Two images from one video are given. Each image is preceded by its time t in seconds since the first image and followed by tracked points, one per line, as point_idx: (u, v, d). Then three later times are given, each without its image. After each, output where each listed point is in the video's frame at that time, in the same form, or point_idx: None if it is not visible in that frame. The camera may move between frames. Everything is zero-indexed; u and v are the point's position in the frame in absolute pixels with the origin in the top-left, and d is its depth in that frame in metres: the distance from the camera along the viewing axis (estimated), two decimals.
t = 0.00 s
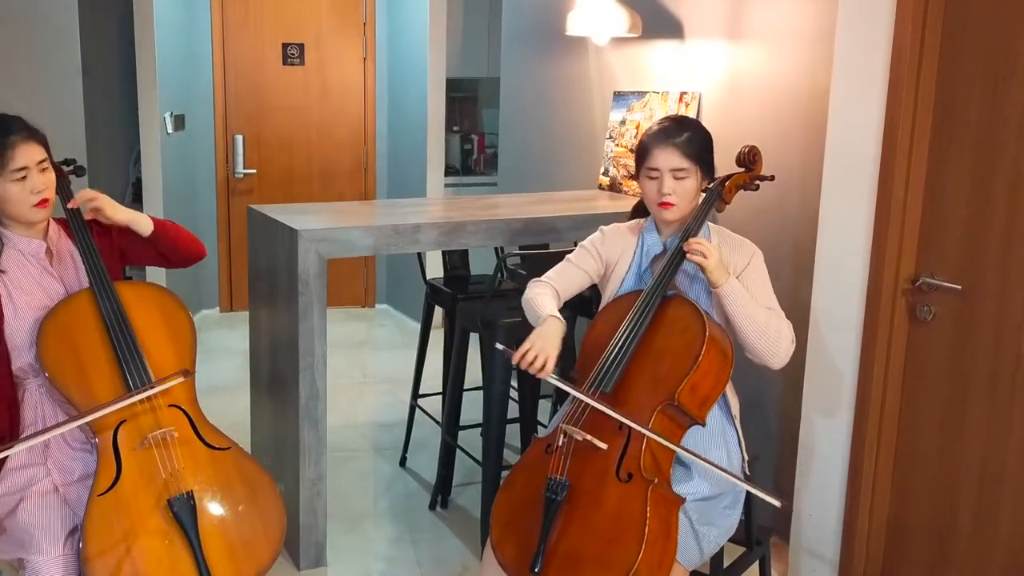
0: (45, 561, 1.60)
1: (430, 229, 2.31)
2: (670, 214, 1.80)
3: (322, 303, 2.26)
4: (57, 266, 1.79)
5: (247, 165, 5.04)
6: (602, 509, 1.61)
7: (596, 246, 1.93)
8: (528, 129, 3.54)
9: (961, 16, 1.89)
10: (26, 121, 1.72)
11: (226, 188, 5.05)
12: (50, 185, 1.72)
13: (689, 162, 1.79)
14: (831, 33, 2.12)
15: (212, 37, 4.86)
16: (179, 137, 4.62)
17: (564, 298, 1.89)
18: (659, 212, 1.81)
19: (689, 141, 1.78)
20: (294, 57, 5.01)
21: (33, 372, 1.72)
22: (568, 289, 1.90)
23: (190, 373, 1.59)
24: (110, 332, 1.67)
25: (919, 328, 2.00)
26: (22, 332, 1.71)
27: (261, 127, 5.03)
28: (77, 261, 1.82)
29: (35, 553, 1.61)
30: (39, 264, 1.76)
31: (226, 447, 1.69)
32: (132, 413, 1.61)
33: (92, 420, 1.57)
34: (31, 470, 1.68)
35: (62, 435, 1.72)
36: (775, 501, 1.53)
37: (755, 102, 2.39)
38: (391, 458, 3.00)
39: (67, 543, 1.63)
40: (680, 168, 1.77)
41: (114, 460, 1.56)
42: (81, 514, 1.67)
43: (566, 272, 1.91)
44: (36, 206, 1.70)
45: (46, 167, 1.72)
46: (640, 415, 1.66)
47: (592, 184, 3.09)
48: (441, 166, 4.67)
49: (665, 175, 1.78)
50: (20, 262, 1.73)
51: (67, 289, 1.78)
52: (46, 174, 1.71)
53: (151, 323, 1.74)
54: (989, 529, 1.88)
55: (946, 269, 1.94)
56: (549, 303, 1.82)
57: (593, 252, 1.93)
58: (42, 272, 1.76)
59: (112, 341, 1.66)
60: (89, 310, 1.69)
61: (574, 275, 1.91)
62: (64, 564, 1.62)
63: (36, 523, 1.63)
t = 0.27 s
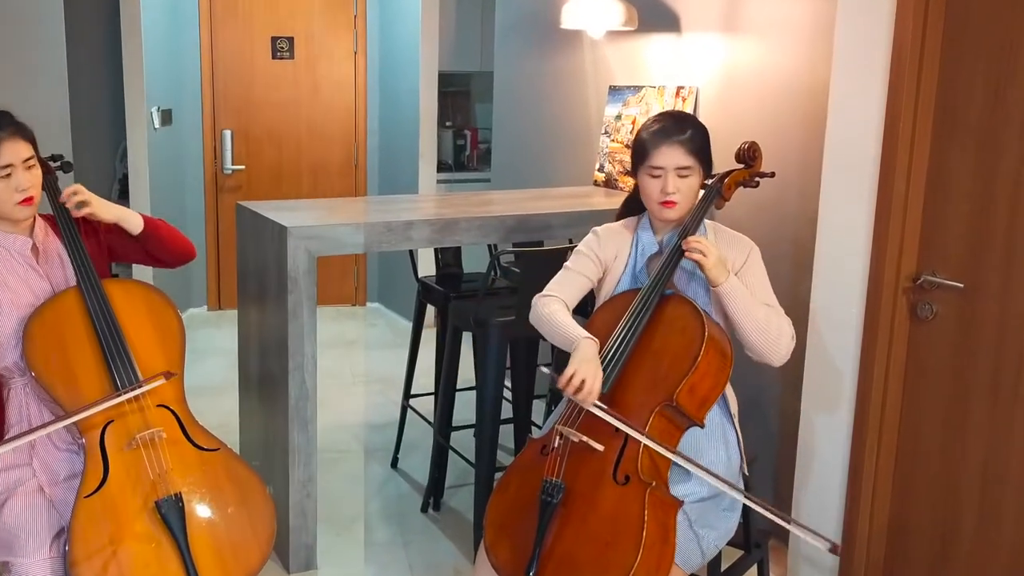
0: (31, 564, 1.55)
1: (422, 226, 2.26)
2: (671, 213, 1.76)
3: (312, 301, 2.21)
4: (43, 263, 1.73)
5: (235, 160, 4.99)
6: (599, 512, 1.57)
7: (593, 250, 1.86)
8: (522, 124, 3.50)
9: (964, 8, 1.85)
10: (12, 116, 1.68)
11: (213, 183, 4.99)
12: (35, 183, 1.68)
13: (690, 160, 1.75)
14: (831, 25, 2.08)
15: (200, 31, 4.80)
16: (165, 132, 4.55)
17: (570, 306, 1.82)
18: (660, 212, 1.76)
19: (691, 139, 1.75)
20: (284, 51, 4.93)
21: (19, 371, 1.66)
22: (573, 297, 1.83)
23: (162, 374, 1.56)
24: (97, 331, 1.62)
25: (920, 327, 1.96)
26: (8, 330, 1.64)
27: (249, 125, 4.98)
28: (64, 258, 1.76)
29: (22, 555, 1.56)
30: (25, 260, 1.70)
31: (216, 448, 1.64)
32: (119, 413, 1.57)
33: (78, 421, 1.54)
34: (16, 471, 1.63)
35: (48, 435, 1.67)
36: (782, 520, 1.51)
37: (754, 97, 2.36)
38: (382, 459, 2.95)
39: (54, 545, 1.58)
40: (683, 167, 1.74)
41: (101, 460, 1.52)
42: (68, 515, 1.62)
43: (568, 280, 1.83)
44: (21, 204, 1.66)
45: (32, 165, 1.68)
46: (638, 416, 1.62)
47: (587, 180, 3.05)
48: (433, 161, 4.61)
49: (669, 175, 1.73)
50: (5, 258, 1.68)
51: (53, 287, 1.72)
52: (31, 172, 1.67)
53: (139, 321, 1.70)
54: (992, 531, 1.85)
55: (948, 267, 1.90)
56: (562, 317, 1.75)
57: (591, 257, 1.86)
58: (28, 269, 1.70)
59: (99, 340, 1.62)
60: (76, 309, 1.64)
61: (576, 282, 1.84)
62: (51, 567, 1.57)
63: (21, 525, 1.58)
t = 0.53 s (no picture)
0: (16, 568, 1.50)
1: (413, 223, 2.22)
2: (671, 213, 1.71)
3: (302, 299, 2.16)
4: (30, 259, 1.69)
5: (224, 156, 4.89)
6: (595, 515, 1.53)
7: (586, 244, 1.82)
8: (516, 120, 3.45)
9: None
10: None
11: (201, 180, 4.91)
12: (14, 185, 1.64)
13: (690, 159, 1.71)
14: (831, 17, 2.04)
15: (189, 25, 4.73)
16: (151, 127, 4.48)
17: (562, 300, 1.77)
18: (659, 212, 1.72)
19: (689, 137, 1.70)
20: (273, 45, 4.84)
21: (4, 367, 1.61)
22: (565, 291, 1.78)
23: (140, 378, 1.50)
24: (85, 329, 1.57)
25: (921, 326, 1.93)
26: None
27: (237, 117, 4.88)
28: (53, 255, 1.72)
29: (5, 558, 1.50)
30: (12, 255, 1.65)
31: (205, 449, 1.60)
32: (107, 412, 1.53)
33: (65, 419, 1.49)
34: None
35: (34, 435, 1.62)
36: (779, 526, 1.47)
37: (753, 91, 2.31)
38: (373, 460, 2.91)
39: (40, 548, 1.53)
40: (682, 166, 1.69)
41: (89, 460, 1.48)
42: (53, 517, 1.58)
43: (561, 274, 1.79)
44: None
45: (12, 165, 1.64)
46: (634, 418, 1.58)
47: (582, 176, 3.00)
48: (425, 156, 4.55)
49: (668, 174, 1.69)
50: None
51: (40, 284, 1.68)
52: (10, 173, 1.63)
53: (128, 319, 1.65)
54: (993, 534, 1.81)
55: (949, 265, 1.87)
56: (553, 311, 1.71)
57: (584, 251, 1.82)
58: (14, 264, 1.65)
59: (88, 339, 1.56)
60: (64, 307, 1.59)
61: (569, 276, 1.80)
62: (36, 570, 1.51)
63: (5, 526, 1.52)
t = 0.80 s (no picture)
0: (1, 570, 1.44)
1: (405, 219, 2.17)
2: (665, 212, 1.68)
3: (291, 298, 2.11)
4: (21, 255, 1.64)
5: (211, 152, 4.82)
6: (588, 517, 1.49)
7: (579, 241, 1.78)
8: (510, 115, 3.41)
9: None
10: None
11: (189, 176, 4.84)
12: (9, 179, 1.60)
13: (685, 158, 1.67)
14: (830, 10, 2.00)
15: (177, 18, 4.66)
16: (134, 122, 4.42)
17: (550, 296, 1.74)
18: (654, 212, 1.69)
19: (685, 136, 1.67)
20: (262, 38, 4.79)
21: None
22: (554, 286, 1.75)
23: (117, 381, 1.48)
24: (75, 326, 1.53)
25: (923, 324, 1.89)
26: None
27: (224, 111, 4.81)
28: (43, 251, 1.67)
29: None
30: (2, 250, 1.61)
31: (196, 451, 1.56)
32: (98, 411, 1.49)
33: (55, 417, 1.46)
34: None
35: (19, 434, 1.57)
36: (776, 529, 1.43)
37: (751, 85, 2.28)
38: (364, 462, 2.86)
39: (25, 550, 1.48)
40: (677, 166, 1.66)
41: (78, 460, 1.44)
42: (39, 520, 1.53)
43: (550, 269, 1.75)
44: None
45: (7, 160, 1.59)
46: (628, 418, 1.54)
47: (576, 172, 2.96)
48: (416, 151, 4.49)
49: (662, 174, 1.66)
50: None
51: (30, 281, 1.63)
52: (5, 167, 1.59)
53: (119, 315, 1.60)
54: (997, 537, 1.78)
55: (952, 263, 1.83)
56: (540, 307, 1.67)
57: (576, 247, 1.78)
58: (4, 259, 1.61)
59: (78, 335, 1.52)
60: (54, 303, 1.54)
61: (559, 272, 1.76)
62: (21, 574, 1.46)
63: None
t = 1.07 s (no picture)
0: None
1: (396, 216, 2.13)
2: (660, 210, 1.64)
3: (280, 296, 2.06)
4: (12, 250, 1.60)
5: (198, 147, 4.76)
6: (582, 520, 1.45)
7: (572, 236, 1.73)
8: (503, 110, 3.36)
9: None
10: None
11: (175, 172, 4.76)
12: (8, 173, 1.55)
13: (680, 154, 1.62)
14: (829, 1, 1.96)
15: (163, 12, 4.59)
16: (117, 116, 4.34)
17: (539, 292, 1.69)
18: (648, 210, 1.64)
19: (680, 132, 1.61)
20: (250, 31, 4.73)
21: None
22: (543, 282, 1.70)
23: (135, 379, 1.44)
24: (67, 323, 1.51)
25: (924, 323, 1.85)
26: None
27: (212, 106, 4.75)
28: (35, 248, 1.63)
29: None
30: None
31: (189, 452, 1.53)
32: (89, 410, 1.47)
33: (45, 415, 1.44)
34: None
35: (6, 437, 1.51)
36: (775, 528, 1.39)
37: (750, 79, 2.24)
38: (354, 463, 2.81)
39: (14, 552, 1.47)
40: (673, 164, 1.61)
41: (69, 458, 1.42)
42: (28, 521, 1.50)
43: (541, 264, 1.70)
44: None
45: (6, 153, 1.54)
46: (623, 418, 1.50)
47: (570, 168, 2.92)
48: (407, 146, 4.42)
49: (656, 171, 1.61)
50: None
51: (21, 278, 1.59)
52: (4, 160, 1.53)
53: (111, 312, 1.58)
54: (1000, 540, 1.75)
55: (954, 261, 1.79)
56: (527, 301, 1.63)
57: (569, 242, 1.73)
58: None
59: (69, 332, 1.50)
60: (45, 300, 1.52)
61: (549, 267, 1.71)
62: None
63: None
